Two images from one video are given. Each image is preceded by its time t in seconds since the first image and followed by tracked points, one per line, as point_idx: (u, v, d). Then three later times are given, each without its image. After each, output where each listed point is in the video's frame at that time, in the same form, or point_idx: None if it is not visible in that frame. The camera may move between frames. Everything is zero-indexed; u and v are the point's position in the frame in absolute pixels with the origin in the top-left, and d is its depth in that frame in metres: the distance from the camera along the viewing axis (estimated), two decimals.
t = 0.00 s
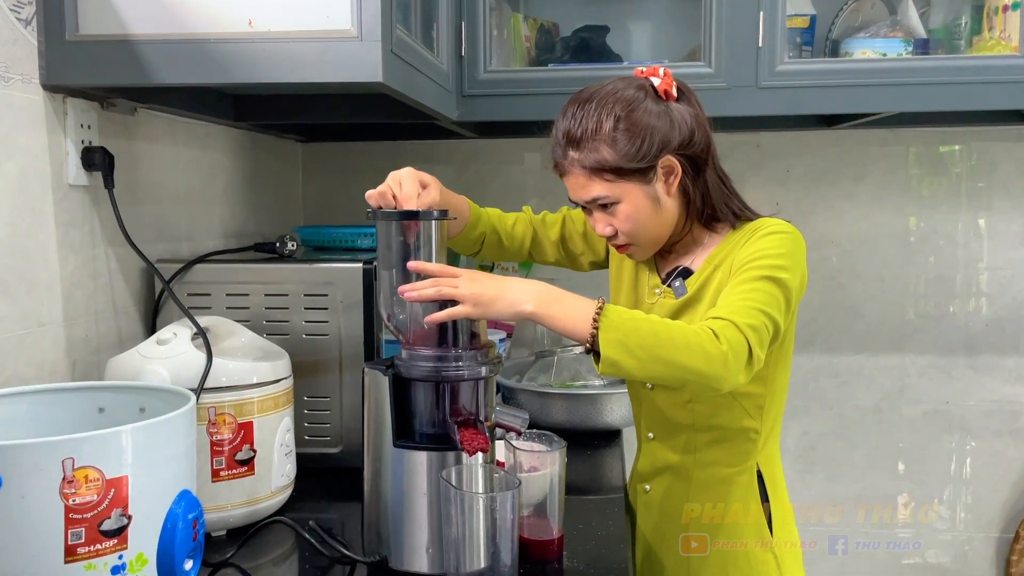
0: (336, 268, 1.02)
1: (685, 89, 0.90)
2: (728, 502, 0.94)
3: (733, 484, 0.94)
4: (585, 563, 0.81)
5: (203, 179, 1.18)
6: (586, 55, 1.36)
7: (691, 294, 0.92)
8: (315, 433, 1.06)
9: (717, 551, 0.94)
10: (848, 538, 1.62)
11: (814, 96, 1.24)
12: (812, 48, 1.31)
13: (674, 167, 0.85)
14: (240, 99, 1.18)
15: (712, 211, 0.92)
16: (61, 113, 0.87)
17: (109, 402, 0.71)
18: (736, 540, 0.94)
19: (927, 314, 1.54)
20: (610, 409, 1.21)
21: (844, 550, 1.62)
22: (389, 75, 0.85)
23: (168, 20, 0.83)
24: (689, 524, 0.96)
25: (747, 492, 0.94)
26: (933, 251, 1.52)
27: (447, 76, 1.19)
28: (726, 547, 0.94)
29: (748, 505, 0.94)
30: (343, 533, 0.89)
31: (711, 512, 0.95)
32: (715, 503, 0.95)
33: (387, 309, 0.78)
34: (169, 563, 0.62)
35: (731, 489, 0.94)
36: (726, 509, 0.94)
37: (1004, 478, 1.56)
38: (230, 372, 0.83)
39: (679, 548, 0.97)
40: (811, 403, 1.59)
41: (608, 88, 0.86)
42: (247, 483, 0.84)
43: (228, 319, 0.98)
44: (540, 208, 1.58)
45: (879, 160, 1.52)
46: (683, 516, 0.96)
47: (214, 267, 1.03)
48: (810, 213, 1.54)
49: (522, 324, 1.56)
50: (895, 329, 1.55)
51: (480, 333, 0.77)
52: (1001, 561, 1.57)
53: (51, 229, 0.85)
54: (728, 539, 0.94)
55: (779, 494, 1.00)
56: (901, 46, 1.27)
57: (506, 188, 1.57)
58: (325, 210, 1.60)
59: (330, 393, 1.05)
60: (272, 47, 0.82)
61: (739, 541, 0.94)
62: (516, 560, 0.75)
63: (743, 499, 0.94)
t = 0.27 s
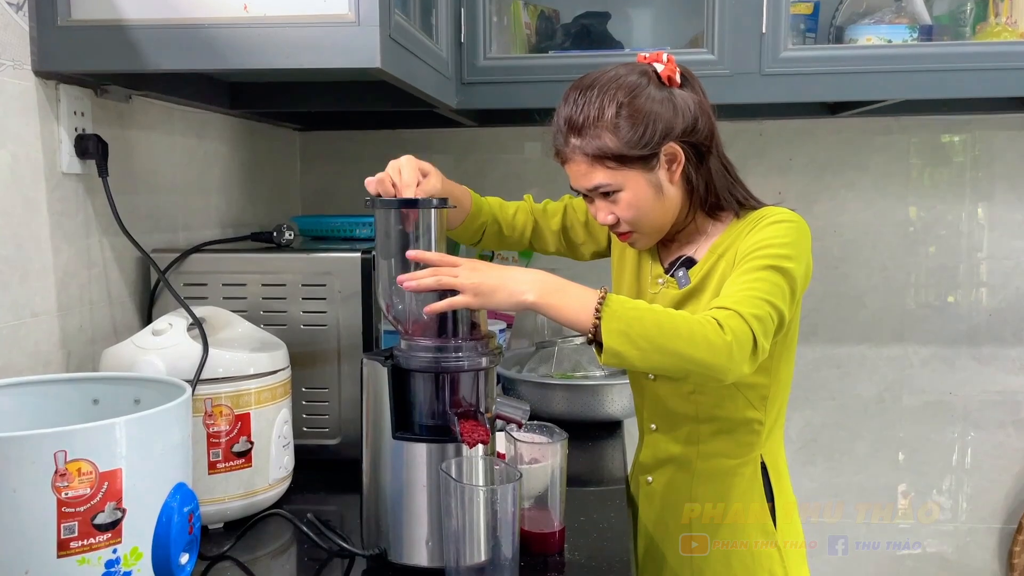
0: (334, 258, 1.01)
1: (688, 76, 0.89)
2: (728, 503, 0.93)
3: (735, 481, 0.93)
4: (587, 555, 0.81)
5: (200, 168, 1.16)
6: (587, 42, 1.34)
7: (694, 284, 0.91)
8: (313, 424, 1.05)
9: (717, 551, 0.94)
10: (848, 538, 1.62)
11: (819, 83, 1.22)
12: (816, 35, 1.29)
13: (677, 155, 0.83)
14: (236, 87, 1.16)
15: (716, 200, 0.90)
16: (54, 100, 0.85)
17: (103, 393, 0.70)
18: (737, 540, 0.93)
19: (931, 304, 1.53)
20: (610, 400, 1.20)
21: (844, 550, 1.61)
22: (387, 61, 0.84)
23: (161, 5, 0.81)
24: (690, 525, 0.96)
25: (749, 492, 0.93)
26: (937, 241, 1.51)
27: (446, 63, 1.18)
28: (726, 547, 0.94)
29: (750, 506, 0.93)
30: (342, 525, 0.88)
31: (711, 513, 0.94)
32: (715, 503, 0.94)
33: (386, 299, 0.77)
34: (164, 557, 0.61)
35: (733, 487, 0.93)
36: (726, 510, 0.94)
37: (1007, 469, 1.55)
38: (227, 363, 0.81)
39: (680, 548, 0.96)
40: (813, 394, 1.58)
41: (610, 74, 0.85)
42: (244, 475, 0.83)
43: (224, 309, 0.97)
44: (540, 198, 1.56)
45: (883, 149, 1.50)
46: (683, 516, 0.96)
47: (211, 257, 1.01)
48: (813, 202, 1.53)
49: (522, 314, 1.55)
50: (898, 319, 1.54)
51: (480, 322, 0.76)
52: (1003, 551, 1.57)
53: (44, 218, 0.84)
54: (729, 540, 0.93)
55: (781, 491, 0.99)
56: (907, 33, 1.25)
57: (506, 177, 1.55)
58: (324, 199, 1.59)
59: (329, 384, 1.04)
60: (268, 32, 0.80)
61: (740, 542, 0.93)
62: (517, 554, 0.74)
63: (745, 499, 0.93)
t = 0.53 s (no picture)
0: (332, 250, 1.00)
1: (689, 65, 0.88)
2: (728, 503, 0.93)
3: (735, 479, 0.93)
4: (588, 549, 0.80)
5: (196, 159, 1.15)
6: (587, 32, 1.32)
7: (696, 276, 0.90)
8: (311, 417, 1.04)
9: (716, 551, 0.94)
10: (848, 538, 1.62)
11: (821, 73, 1.21)
12: (818, 25, 1.27)
13: (678, 145, 0.82)
14: (233, 77, 1.15)
15: (718, 191, 0.89)
16: (48, 89, 0.84)
17: (99, 387, 0.69)
18: (738, 540, 0.93)
19: (932, 296, 1.52)
20: (611, 392, 1.20)
21: (844, 550, 1.61)
22: (385, 50, 0.82)
23: None
24: (691, 525, 0.95)
25: (748, 491, 0.93)
26: (938, 232, 1.50)
27: (445, 53, 1.16)
28: (726, 547, 0.94)
29: (750, 506, 0.93)
30: (341, 519, 0.87)
31: (711, 513, 0.94)
32: (715, 503, 0.94)
33: (384, 292, 0.76)
34: (160, 552, 0.61)
35: (733, 486, 0.93)
36: (726, 510, 0.93)
37: (1007, 460, 1.55)
38: (224, 356, 0.81)
39: (679, 548, 0.96)
40: (813, 386, 1.57)
41: (610, 63, 0.84)
42: (242, 468, 0.83)
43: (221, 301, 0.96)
44: (540, 189, 1.55)
45: (885, 140, 1.49)
46: (683, 517, 0.95)
47: (207, 249, 1.00)
48: (814, 193, 1.52)
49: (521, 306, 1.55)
50: (899, 311, 1.53)
51: (479, 315, 0.75)
52: (1003, 543, 1.57)
53: (39, 210, 0.83)
54: (728, 540, 0.93)
55: (782, 487, 0.99)
56: (909, 22, 1.24)
57: (506, 168, 1.54)
58: (322, 190, 1.58)
59: (327, 377, 1.03)
60: (264, 21, 0.79)
61: (740, 542, 0.93)
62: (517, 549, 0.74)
63: (745, 498, 0.93)
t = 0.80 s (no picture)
0: (329, 244, 1.00)
1: (690, 58, 0.88)
2: (727, 503, 0.93)
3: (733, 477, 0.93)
4: (586, 544, 0.80)
5: (193, 152, 1.15)
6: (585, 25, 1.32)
7: (695, 270, 0.90)
8: (309, 412, 1.04)
9: (716, 551, 0.94)
10: (849, 537, 1.62)
11: (820, 67, 1.21)
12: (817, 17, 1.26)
13: (679, 137, 0.82)
14: (229, 70, 1.14)
15: (718, 184, 0.90)
16: (43, 83, 0.83)
17: (95, 382, 0.69)
18: (736, 539, 0.94)
19: (929, 290, 1.52)
20: (609, 386, 1.20)
21: (844, 550, 1.62)
22: (383, 43, 0.82)
23: None
24: (691, 524, 0.95)
25: (747, 490, 0.93)
26: (937, 227, 1.50)
27: (443, 46, 1.16)
28: (725, 547, 0.94)
29: (748, 505, 0.93)
30: (338, 514, 0.87)
31: (711, 512, 0.94)
32: (715, 503, 0.94)
33: (381, 287, 0.76)
34: (158, 547, 0.60)
35: (731, 484, 0.93)
36: (725, 510, 0.94)
37: (1004, 454, 1.55)
38: (221, 351, 0.80)
39: (679, 548, 0.96)
40: (811, 380, 1.58)
41: (612, 54, 0.83)
42: (239, 463, 0.83)
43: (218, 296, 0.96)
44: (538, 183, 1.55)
45: (884, 134, 1.49)
46: (683, 516, 0.95)
47: (204, 243, 1.00)
48: (813, 187, 1.51)
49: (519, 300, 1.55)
50: (897, 305, 1.53)
51: (477, 309, 0.75)
52: (1000, 536, 1.57)
53: (35, 204, 0.82)
54: (728, 539, 0.94)
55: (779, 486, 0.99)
56: (909, 16, 1.23)
57: (503, 162, 1.54)
58: (319, 184, 1.57)
59: (325, 371, 1.03)
60: (260, 14, 0.79)
61: (739, 541, 0.94)
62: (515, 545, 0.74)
63: (743, 497, 0.93)
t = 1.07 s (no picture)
0: (324, 240, 1.00)
1: (709, 50, 0.87)
2: (728, 503, 0.93)
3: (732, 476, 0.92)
4: (581, 540, 0.80)
5: (187, 148, 1.14)
6: (580, 20, 1.31)
7: (696, 264, 0.89)
8: (304, 408, 1.04)
9: (716, 551, 0.93)
10: (848, 538, 1.63)
11: (815, 63, 1.21)
12: (813, 13, 1.26)
13: (691, 128, 0.82)
14: (223, 65, 1.14)
15: (726, 178, 0.89)
16: (36, 79, 0.83)
17: (89, 378, 0.69)
18: (736, 540, 0.93)
19: (925, 286, 1.52)
20: (604, 382, 1.20)
21: (845, 550, 1.63)
22: (378, 39, 0.82)
23: None
24: (692, 524, 0.95)
25: (745, 492, 0.93)
26: (932, 223, 1.50)
27: (438, 42, 1.16)
28: (726, 547, 0.93)
29: (748, 506, 0.93)
30: (333, 510, 0.87)
31: (710, 512, 0.93)
32: (714, 503, 0.93)
33: (376, 283, 0.76)
34: (151, 544, 0.60)
35: (730, 484, 0.93)
36: (726, 511, 0.93)
37: (999, 450, 1.56)
38: (216, 347, 0.80)
39: (679, 548, 0.96)
40: (806, 376, 1.58)
41: (629, 42, 0.83)
42: (234, 460, 0.83)
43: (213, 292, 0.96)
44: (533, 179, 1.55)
45: (879, 130, 1.49)
46: (685, 515, 0.95)
47: (198, 239, 1.00)
48: (808, 184, 1.51)
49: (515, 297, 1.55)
50: (892, 301, 1.54)
51: (472, 305, 0.75)
52: (995, 532, 1.58)
53: (28, 200, 0.82)
54: (729, 540, 0.93)
55: (780, 488, 0.98)
56: (904, 12, 1.23)
57: (499, 158, 1.54)
58: (314, 180, 1.57)
59: (320, 368, 1.03)
60: (255, 10, 0.78)
61: (740, 542, 0.93)
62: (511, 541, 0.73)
63: (743, 498, 0.93)
